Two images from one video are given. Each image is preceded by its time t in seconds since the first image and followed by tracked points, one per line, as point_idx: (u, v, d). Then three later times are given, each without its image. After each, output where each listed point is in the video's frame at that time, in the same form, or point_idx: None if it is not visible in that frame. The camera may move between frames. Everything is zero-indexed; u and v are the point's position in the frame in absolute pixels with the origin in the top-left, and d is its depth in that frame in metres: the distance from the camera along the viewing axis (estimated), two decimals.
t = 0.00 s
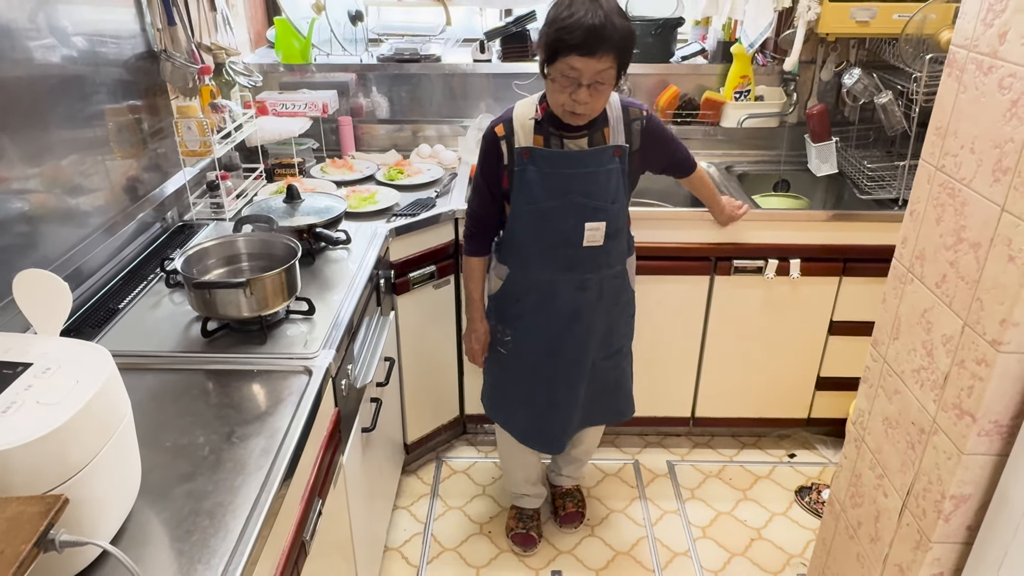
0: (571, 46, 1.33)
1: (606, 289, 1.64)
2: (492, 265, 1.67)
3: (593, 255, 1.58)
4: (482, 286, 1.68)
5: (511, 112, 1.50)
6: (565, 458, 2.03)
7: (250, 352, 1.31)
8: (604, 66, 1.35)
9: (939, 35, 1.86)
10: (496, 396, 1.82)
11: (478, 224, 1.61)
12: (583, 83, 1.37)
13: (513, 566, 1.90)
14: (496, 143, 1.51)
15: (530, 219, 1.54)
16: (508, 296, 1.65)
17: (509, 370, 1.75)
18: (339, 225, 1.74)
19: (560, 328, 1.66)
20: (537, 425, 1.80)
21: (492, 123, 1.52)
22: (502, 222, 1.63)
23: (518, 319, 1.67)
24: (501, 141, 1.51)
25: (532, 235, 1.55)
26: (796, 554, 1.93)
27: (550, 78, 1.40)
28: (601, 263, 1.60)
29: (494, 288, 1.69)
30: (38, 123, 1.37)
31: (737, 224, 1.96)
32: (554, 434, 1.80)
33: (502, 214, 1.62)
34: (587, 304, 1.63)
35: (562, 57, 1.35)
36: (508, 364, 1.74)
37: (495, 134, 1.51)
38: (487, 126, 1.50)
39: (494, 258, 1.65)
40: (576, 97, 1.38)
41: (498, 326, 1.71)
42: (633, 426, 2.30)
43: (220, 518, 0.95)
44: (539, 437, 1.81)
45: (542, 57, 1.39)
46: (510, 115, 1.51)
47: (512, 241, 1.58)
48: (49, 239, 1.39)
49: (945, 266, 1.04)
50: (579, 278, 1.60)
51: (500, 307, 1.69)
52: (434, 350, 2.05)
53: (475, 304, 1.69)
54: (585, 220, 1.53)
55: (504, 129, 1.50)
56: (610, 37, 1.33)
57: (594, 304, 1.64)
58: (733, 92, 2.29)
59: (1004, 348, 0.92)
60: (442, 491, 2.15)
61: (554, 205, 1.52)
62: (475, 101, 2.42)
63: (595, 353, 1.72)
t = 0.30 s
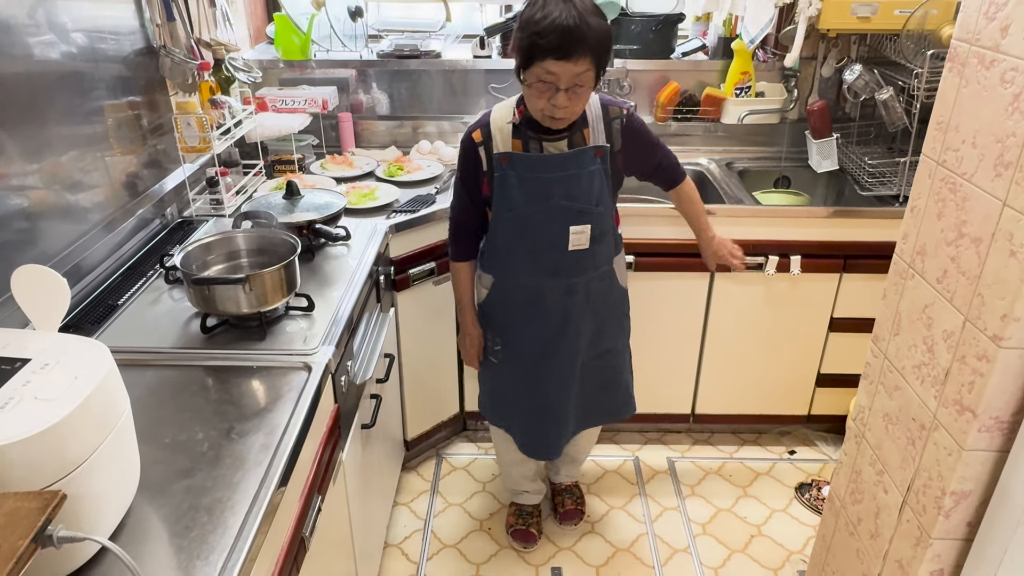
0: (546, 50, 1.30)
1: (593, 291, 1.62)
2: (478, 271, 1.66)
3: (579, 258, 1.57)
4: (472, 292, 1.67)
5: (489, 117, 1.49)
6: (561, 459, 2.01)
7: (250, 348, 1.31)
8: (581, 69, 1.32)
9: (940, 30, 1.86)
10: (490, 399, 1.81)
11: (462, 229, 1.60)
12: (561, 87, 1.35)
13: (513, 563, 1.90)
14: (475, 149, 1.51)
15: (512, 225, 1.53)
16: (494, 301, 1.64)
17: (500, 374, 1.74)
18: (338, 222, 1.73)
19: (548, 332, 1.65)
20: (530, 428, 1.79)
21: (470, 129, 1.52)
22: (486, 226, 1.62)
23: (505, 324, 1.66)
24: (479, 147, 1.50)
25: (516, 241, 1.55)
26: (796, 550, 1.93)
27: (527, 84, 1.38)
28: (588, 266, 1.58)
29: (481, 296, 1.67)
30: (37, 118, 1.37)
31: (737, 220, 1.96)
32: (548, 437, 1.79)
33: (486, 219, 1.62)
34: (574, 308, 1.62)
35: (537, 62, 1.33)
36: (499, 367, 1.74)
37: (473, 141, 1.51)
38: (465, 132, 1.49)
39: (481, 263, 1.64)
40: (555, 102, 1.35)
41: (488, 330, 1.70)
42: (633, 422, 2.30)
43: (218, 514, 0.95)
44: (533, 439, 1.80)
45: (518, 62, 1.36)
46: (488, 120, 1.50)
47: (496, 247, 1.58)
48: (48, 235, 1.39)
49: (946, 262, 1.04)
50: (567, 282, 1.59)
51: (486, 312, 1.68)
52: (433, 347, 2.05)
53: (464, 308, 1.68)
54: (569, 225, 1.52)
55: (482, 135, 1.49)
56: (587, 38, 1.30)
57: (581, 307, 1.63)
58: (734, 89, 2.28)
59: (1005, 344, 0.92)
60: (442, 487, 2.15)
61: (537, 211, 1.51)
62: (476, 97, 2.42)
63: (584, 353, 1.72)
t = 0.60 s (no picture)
0: (549, 53, 1.23)
1: (603, 301, 1.55)
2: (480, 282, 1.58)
3: (589, 268, 1.49)
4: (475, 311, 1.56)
5: (490, 125, 1.39)
6: (570, 492, 1.87)
7: (251, 345, 1.31)
8: (587, 71, 1.25)
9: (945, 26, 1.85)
10: (496, 412, 1.73)
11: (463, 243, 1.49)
12: (566, 92, 1.27)
13: (514, 560, 1.90)
14: (477, 160, 1.40)
15: (519, 236, 1.45)
16: (500, 314, 1.56)
17: (508, 388, 1.67)
18: (339, 218, 1.73)
19: (557, 346, 1.57)
20: (539, 442, 1.71)
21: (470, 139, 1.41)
22: (488, 240, 1.51)
23: (512, 339, 1.58)
24: (481, 158, 1.40)
25: (523, 253, 1.46)
26: (798, 548, 1.93)
27: (530, 89, 1.30)
28: (599, 275, 1.51)
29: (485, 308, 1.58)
30: (38, 113, 1.36)
31: (740, 216, 1.96)
32: (558, 452, 1.72)
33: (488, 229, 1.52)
34: (586, 319, 1.54)
35: (541, 66, 1.26)
36: (507, 382, 1.66)
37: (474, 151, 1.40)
38: (466, 143, 1.38)
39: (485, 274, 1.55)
40: (560, 107, 1.28)
41: (493, 344, 1.62)
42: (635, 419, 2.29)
43: (220, 511, 0.95)
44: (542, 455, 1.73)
45: (519, 66, 1.29)
46: (490, 129, 1.40)
47: (501, 259, 1.49)
48: (49, 231, 1.39)
49: (954, 257, 1.03)
50: (576, 293, 1.51)
51: (493, 326, 1.59)
52: (435, 344, 2.04)
53: (469, 329, 1.57)
54: (579, 234, 1.44)
55: (484, 144, 1.39)
56: (592, 39, 1.23)
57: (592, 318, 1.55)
58: (736, 85, 2.27)
59: (1014, 340, 0.92)
60: (443, 484, 2.14)
61: (544, 221, 1.43)
62: (478, 93, 2.41)
63: (596, 365, 1.64)
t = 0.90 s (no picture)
0: (582, 47, 1.18)
1: (626, 318, 1.50)
2: (497, 297, 1.51)
3: (614, 284, 1.44)
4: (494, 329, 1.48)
5: (516, 131, 1.34)
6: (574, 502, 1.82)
7: (250, 342, 1.30)
8: (621, 68, 1.20)
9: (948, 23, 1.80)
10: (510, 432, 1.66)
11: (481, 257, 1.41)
12: (599, 89, 1.22)
13: (514, 559, 1.89)
14: (502, 168, 1.34)
15: (543, 249, 1.39)
16: (520, 331, 1.50)
17: (526, 407, 1.60)
18: (339, 215, 1.72)
19: (579, 363, 1.52)
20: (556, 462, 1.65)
21: (495, 145, 1.35)
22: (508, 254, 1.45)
23: (533, 357, 1.52)
24: (507, 165, 1.34)
25: (546, 267, 1.41)
26: (799, 546, 1.93)
27: (561, 88, 1.25)
28: (623, 291, 1.46)
29: (504, 323, 1.51)
30: (36, 109, 1.35)
31: (742, 214, 1.95)
32: (576, 472, 1.66)
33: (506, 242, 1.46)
34: (610, 336, 1.49)
35: (573, 62, 1.20)
36: (525, 402, 1.60)
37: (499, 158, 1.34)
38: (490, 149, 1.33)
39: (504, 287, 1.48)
40: (593, 106, 1.22)
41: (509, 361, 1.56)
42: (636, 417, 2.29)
43: (221, 509, 0.94)
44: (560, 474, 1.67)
45: (550, 64, 1.24)
46: (515, 135, 1.35)
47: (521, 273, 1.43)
48: (47, 228, 1.38)
49: (960, 255, 1.03)
50: (600, 309, 1.46)
51: (512, 344, 1.53)
52: (435, 342, 2.04)
53: (489, 348, 1.48)
54: (606, 248, 1.39)
55: (510, 151, 1.33)
56: (626, 34, 1.18)
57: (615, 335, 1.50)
58: (738, 82, 2.26)
59: (1021, 339, 0.91)
60: (443, 481, 2.14)
61: (570, 233, 1.37)
62: (478, 89, 2.40)
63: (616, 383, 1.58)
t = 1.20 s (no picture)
0: (559, 46, 1.08)
1: (620, 343, 1.34)
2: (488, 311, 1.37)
3: (605, 303, 1.29)
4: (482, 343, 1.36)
5: (502, 134, 1.22)
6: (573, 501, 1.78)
7: (251, 339, 1.30)
8: (604, 67, 1.09)
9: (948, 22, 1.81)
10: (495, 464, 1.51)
11: (471, 267, 1.29)
12: (581, 91, 1.10)
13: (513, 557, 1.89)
14: (485, 173, 1.22)
15: (526, 263, 1.25)
16: (504, 352, 1.35)
17: (510, 438, 1.45)
18: (340, 212, 1.72)
19: (566, 389, 1.36)
20: (543, 497, 1.49)
21: (480, 148, 1.24)
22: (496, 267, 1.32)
23: (517, 378, 1.37)
24: (491, 170, 1.22)
25: (530, 283, 1.26)
26: (798, 544, 1.93)
27: (540, 90, 1.14)
28: (617, 312, 1.30)
29: (492, 339, 1.37)
30: (36, 106, 1.35)
31: (741, 212, 1.96)
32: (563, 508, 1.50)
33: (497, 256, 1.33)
34: (600, 360, 1.34)
35: (552, 61, 1.10)
36: (510, 428, 1.44)
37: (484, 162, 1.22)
38: (474, 152, 1.21)
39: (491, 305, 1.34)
40: (574, 109, 1.11)
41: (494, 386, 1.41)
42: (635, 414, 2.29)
43: (222, 506, 0.94)
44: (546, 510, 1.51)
45: (530, 65, 1.14)
46: (502, 139, 1.23)
47: (505, 290, 1.29)
48: (47, 224, 1.38)
49: (963, 253, 1.03)
50: (590, 332, 1.31)
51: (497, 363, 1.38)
52: (435, 338, 2.04)
53: (475, 356, 1.38)
54: (596, 262, 1.24)
55: (495, 155, 1.21)
56: (609, 30, 1.07)
57: (606, 360, 1.35)
58: (738, 80, 2.26)
59: None
60: (443, 479, 2.14)
61: (556, 246, 1.23)
62: (478, 87, 2.40)
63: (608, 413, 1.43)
